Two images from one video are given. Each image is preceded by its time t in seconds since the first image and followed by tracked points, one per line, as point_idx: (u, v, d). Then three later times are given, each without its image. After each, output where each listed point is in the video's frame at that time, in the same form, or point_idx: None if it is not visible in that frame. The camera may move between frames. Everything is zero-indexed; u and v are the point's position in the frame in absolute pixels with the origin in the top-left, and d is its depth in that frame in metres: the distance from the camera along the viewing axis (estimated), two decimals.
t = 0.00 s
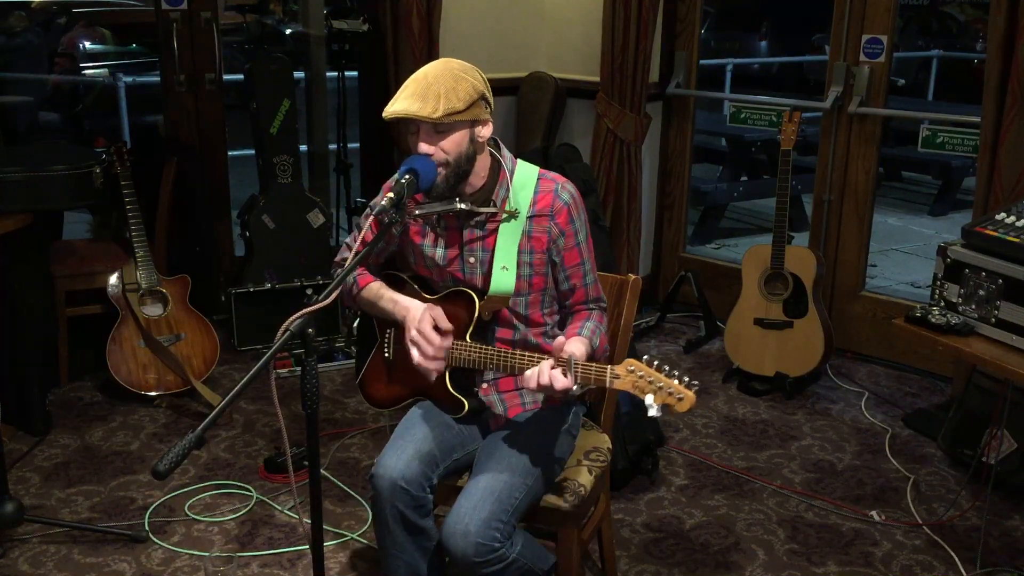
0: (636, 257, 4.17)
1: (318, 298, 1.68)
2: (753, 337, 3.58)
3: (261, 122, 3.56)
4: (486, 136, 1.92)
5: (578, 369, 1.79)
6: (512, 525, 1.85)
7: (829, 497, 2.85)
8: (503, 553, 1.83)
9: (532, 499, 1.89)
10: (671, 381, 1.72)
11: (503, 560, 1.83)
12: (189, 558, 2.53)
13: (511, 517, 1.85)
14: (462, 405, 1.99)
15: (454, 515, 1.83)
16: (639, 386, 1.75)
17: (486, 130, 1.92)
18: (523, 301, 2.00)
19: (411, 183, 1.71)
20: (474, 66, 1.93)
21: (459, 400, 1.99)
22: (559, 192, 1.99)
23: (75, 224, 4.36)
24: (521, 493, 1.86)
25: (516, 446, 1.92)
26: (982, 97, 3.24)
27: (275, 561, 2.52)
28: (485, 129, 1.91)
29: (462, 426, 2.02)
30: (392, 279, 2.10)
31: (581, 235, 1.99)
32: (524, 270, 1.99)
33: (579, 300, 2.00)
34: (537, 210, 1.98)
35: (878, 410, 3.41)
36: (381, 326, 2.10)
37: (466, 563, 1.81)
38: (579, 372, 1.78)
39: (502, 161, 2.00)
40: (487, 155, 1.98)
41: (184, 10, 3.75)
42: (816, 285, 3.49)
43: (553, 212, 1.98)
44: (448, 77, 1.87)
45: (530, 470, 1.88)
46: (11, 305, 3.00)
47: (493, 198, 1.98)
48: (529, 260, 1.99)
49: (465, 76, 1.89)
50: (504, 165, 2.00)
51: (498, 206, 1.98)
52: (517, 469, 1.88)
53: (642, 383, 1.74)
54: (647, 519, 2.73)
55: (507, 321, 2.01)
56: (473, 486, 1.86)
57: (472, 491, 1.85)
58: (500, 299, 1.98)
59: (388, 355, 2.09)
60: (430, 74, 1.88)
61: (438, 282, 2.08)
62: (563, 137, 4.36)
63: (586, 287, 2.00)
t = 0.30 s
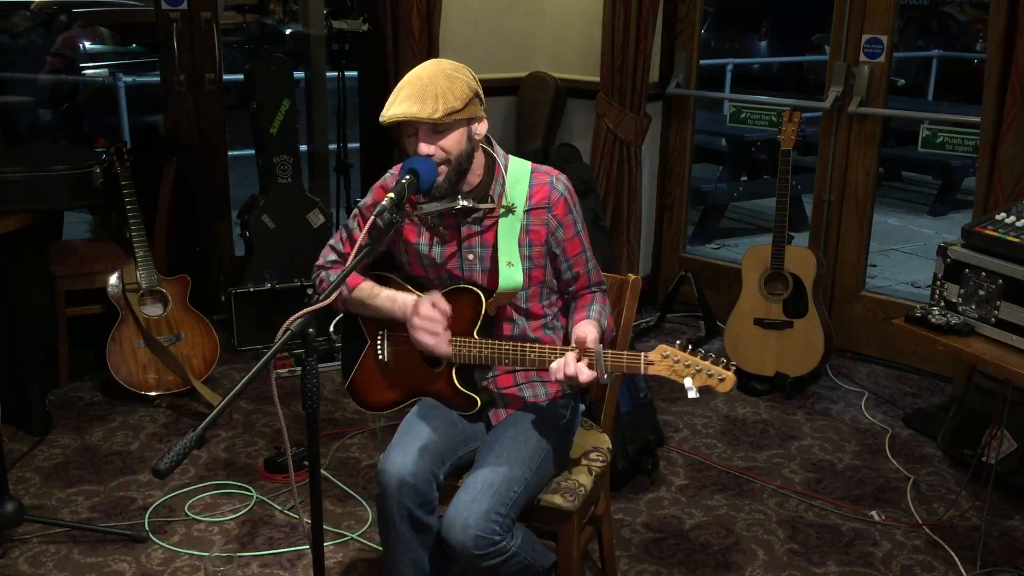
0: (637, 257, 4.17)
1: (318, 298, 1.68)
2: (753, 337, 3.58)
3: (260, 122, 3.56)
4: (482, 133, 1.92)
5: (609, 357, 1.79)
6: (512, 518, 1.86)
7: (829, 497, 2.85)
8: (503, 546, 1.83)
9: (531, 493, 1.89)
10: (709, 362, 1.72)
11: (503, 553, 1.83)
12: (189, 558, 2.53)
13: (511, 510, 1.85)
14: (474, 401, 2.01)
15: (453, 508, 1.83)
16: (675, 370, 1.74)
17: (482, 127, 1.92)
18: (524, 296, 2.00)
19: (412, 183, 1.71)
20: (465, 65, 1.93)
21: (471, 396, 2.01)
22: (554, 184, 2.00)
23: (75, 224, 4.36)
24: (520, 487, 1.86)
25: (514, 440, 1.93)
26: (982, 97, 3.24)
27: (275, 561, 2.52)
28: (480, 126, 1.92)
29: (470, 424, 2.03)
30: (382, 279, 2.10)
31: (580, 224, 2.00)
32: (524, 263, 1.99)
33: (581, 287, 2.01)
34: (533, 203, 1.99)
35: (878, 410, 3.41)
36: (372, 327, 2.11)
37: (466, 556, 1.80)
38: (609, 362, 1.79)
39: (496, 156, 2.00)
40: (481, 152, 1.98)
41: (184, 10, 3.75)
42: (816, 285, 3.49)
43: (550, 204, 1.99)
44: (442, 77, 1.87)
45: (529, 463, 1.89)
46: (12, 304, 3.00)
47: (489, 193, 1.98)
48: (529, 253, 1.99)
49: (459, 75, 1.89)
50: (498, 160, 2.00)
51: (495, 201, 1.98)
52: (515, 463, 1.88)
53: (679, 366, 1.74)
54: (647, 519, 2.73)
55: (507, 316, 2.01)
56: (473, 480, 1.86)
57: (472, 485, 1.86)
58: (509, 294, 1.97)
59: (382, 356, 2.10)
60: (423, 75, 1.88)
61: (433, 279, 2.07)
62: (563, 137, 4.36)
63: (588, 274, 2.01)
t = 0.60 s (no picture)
0: (637, 257, 4.17)
1: (318, 299, 1.69)
2: (753, 337, 3.58)
3: (261, 122, 3.56)
4: (486, 138, 1.93)
5: (587, 370, 1.79)
6: (508, 523, 1.85)
7: (829, 497, 2.85)
8: (498, 552, 1.83)
9: (527, 497, 1.89)
10: (684, 383, 1.73)
11: (498, 559, 1.83)
12: (189, 558, 2.53)
13: (506, 515, 1.85)
14: (461, 409, 2.00)
15: (449, 515, 1.83)
16: (650, 390, 1.75)
17: (486, 131, 1.92)
18: (518, 303, 2.00)
19: (412, 183, 1.72)
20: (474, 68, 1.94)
21: (460, 403, 1.99)
22: (553, 193, 2.00)
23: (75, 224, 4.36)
24: (515, 491, 1.86)
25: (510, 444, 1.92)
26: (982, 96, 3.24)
27: (275, 561, 2.52)
28: (484, 131, 1.92)
29: (463, 428, 2.03)
30: (385, 280, 2.11)
31: (576, 235, 2.00)
32: (519, 271, 1.99)
33: (573, 299, 2.01)
34: (532, 211, 1.99)
35: (878, 410, 3.41)
36: (373, 327, 2.11)
37: (461, 563, 1.81)
38: (587, 375, 1.79)
39: (497, 162, 2.00)
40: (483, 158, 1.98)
41: (183, 10, 3.75)
42: (816, 285, 3.49)
43: (548, 213, 1.99)
44: (450, 78, 1.87)
45: (523, 467, 1.88)
46: (11, 304, 3.00)
47: (488, 200, 1.98)
48: (525, 261, 1.99)
49: (466, 78, 1.89)
50: (499, 166, 2.00)
51: (494, 208, 1.98)
52: (511, 468, 1.87)
53: (654, 386, 1.74)
54: (647, 519, 2.73)
55: (502, 324, 2.01)
56: (467, 487, 1.86)
57: (466, 492, 1.85)
58: (500, 301, 1.97)
59: (380, 355, 2.10)
60: (431, 76, 1.88)
61: (432, 283, 2.08)
62: (563, 137, 4.36)
63: (581, 286, 2.00)
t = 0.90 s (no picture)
0: (637, 257, 4.17)
1: (318, 298, 1.68)
2: (753, 337, 3.58)
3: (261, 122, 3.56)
4: (493, 144, 1.91)
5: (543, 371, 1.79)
6: (505, 526, 1.85)
7: (829, 497, 2.85)
8: (495, 554, 1.83)
9: (526, 501, 1.89)
10: (626, 389, 1.72)
11: (494, 561, 1.83)
12: (189, 558, 2.53)
13: (504, 518, 1.85)
14: (453, 401, 2.00)
15: (447, 515, 1.83)
16: (596, 394, 1.75)
17: (495, 138, 1.91)
18: (519, 307, 2.00)
19: (411, 184, 1.71)
20: (491, 73, 1.92)
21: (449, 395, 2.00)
22: (563, 202, 1.98)
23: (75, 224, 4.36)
24: (514, 495, 1.86)
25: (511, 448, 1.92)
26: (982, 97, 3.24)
27: (275, 561, 2.52)
28: (492, 137, 1.90)
29: (451, 421, 2.02)
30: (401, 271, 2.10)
31: (581, 247, 1.97)
32: (521, 276, 1.98)
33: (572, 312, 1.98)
34: (539, 217, 1.98)
35: (878, 410, 3.41)
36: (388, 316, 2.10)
37: (456, 563, 1.80)
38: (544, 374, 1.79)
39: (511, 165, 2.00)
40: (496, 159, 1.98)
41: (184, 10, 3.75)
42: (816, 285, 3.49)
43: (555, 221, 1.97)
44: (458, 82, 1.87)
45: (523, 472, 1.89)
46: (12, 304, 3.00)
47: (495, 201, 1.98)
48: (528, 267, 1.98)
49: (476, 83, 1.88)
50: (512, 169, 2.00)
51: (501, 211, 1.98)
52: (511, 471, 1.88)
53: (599, 390, 1.74)
54: (647, 519, 2.73)
55: (505, 322, 2.01)
56: (466, 488, 1.86)
57: (465, 493, 1.85)
58: (486, 300, 1.96)
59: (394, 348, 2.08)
60: (442, 77, 1.88)
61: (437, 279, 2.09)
62: (563, 137, 4.36)
63: (580, 300, 1.97)
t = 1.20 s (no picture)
0: (637, 256, 4.17)
1: (318, 298, 1.68)
2: (753, 337, 3.58)
3: (261, 122, 3.56)
4: (498, 146, 1.91)
5: (560, 380, 1.81)
6: (512, 528, 1.85)
7: (829, 497, 2.85)
8: (502, 556, 1.83)
9: (531, 502, 1.89)
10: (645, 398, 1.73)
11: (502, 563, 1.83)
12: (189, 558, 2.53)
13: (511, 520, 1.85)
14: (455, 408, 1.99)
15: (454, 517, 1.83)
16: (614, 403, 1.76)
17: (499, 140, 1.91)
18: (525, 309, 2.00)
19: (413, 183, 1.71)
20: (496, 74, 1.93)
21: (454, 402, 1.99)
22: (569, 204, 1.99)
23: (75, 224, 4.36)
24: (521, 497, 1.86)
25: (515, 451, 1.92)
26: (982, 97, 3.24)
27: (276, 561, 2.52)
28: (496, 139, 1.90)
29: (458, 429, 2.01)
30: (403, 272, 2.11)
31: (587, 248, 1.99)
32: (527, 278, 1.99)
33: (579, 313, 2.00)
34: (545, 219, 1.98)
35: (878, 410, 3.41)
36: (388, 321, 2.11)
37: (465, 567, 1.81)
38: (561, 384, 1.81)
39: (517, 166, 2.00)
40: (501, 161, 1.98)
41: (183, 10, 3.74)
42: (816, 285, 3.49)
43: (561, 222, 1.98)
44: (464, 83, 1.87)
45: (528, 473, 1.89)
46: (12, 305, 3.00)
47: (502, 203, 1.98)
48: (534, 269, 1.99)
49: (481, 85, 1.88)
50: (518, 171, 1.99)
51: (507, 212, 1.98)
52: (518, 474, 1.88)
53: (618, 399, 1.76)
54: (647, 519, 2.73)
55: (510, 325, 2.01)
56: (473, 489, 1.86)
57: (472, 494, 1.85)
58: (498, 305, 1.96)
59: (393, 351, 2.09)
60: (448, 78, 1.88)
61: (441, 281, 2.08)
62: (563, 137, 4.36)
63: (587, 301, 1.99)
